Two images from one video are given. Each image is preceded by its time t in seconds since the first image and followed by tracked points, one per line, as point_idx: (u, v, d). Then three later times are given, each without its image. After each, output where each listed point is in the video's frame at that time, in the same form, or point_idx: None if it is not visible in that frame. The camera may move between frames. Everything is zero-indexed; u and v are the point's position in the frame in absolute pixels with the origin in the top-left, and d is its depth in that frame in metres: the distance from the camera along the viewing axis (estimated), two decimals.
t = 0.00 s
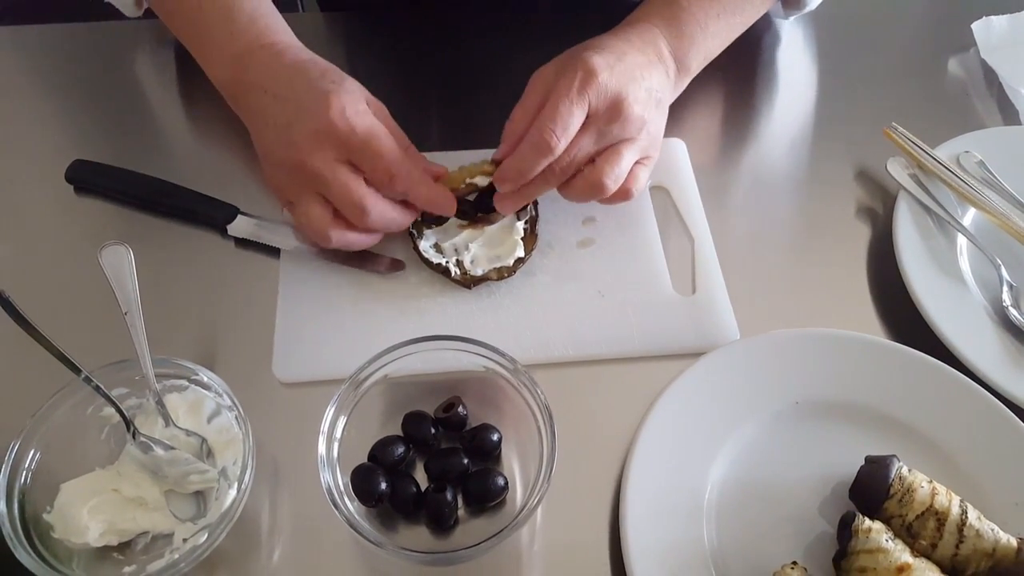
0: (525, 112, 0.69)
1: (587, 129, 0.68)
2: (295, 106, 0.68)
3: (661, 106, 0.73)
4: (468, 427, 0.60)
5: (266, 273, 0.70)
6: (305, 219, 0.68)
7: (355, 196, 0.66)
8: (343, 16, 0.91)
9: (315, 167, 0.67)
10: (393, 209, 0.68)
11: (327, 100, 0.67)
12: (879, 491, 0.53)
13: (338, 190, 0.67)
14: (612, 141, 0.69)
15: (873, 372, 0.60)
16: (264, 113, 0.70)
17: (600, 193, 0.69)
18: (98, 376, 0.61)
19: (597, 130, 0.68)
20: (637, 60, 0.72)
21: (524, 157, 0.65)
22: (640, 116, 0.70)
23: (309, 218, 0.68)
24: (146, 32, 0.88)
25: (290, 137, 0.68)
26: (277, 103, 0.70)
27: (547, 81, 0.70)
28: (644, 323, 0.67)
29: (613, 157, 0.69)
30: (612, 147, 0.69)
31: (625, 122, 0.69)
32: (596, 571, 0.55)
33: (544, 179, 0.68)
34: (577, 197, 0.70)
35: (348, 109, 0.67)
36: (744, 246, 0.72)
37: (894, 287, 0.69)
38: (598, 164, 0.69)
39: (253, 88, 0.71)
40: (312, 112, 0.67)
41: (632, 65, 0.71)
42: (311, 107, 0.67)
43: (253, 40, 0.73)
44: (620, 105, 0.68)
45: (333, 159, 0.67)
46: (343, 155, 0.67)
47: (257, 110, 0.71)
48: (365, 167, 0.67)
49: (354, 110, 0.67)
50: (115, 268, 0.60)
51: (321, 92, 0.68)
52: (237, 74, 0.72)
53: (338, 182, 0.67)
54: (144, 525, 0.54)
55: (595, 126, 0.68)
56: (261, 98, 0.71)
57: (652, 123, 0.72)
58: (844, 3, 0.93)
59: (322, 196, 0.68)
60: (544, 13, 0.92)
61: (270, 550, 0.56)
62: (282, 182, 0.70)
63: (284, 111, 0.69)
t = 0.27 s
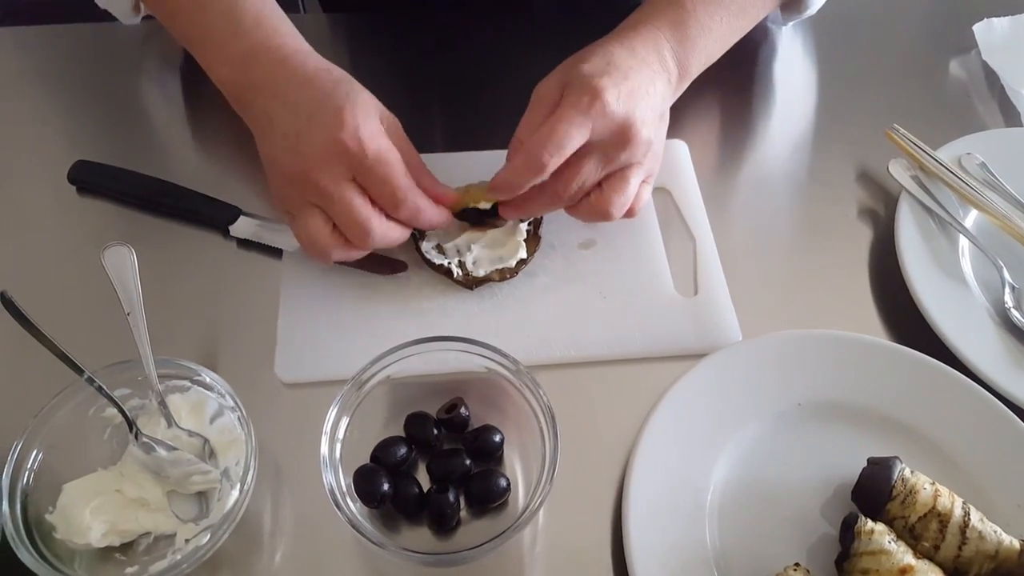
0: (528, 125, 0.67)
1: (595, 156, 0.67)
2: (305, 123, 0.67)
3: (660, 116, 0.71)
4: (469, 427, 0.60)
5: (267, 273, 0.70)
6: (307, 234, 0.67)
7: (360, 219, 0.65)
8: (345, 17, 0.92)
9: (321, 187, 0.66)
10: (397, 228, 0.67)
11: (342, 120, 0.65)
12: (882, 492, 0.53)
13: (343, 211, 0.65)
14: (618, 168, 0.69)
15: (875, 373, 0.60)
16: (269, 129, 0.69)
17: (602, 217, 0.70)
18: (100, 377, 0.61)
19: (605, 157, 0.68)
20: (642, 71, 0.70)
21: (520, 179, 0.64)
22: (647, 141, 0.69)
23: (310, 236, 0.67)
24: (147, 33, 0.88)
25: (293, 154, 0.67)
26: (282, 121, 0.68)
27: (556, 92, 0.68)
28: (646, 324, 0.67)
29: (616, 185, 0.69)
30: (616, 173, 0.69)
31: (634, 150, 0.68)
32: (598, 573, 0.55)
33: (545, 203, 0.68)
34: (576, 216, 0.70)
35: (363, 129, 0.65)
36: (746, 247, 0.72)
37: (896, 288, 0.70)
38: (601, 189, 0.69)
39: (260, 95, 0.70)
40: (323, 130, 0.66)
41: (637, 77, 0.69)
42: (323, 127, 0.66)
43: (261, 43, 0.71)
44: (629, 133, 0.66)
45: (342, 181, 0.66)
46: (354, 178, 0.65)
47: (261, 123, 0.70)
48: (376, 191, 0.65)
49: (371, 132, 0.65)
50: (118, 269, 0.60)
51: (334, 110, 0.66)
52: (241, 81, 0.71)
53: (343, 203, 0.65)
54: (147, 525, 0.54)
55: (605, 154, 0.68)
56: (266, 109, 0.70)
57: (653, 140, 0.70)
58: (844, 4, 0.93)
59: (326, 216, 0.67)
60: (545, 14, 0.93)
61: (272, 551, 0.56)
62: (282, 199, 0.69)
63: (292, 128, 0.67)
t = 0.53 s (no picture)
0: (530, 142, 0.70)
1: (603, 170, 0.67)
2: (319, 80, 0.71)
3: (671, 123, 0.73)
4: (471, 428, 0.60)
5: (269, 274, 0.70)
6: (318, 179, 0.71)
7: (355, 151, 0.67)
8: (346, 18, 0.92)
9: (326, 129, 0.69)
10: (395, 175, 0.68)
11: (352, 75, 0.71)
12: (884, 494, 0.53)
13: (339, 144, 0.68)
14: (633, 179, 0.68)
15: (876, 374, 0.60)
16: (286, 90, 0.72)
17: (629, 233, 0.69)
18: (101, 378, 0.61)
19: (614, 165, 0.68)
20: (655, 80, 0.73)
21: (525, 201, 0.67)
22: (655, 148, 0.70)
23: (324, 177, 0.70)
24: (148, 34, 0.88)
25: (304, 105, 0.71)
26: (298, 78, 0.72)
27: (554, 109, 0.70)
28: (647, 326, 0.67)
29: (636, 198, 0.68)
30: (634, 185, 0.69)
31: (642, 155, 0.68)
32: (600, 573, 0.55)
33: (570, 224, 0.67)
34: (603, 237, 0.70)
35: (371, 83, 0.71)
36: (748, 249, 0.72)
37: (898, 289, 0.69)
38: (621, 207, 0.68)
39: (270, 87, 0.73)
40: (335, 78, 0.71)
41: (649, 88, 0.72)
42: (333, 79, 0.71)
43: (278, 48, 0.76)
44: (632, 142, 0.68)
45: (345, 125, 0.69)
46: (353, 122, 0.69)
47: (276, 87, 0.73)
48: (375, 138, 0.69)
49: (384, 84, 0.71)
50: (120, 270, 0.60)
51: (351, 67, 0.71)
52: (254, 86, 0.74)
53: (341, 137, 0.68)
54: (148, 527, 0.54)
55: (614, 163, 0.68)
56: (281, 90, 0.72)
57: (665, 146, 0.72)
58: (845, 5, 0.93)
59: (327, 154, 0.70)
60: (546, 15, 0.93)
61: (273, 552, 0.56)
62: (297, 156, 0.72)
63: (305, 85, 0.72)
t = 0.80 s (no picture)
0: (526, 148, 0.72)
1: (585, 139, 0.68)
2: (336, 100, 0.69)
3: (680, 126, 0.73)
4: (470, 429, 0.60)
5: (268, 274, 0.70)
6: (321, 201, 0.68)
7: (367, 179, 0.65)
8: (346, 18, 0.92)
9: (339, 152, 0.67)
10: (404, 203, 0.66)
11: (370, 102, 0.68)
12: (882, 494, 0.53)
13: (350, 170, 0.66)
14: (619, 146, 0.68)
15: (875, 375, 0.60)
16: (298, 105, 0.70)
17: (619, 201, 0.67)
18: (100, 378, 0.61)
19: (596, 133, 0.68)
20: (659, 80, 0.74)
21: (517, 185, 0.68)
22: (643, 124, 0.70)
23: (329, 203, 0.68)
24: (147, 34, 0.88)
25: (316, 123, 0.69)
26: (311, 94, 0.71)
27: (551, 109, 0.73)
28: (647, 326, 0.67)
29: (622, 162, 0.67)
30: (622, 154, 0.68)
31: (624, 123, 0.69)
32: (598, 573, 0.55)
33: (554, 193, 0.66)
34: (599, 216, 0.68)
35: (389, 112, 0.68)
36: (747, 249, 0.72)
37: (897, 290, 0.69)
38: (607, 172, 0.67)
39: (280, 102, 0.71)
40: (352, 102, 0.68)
41: (643, 84, 0.73)
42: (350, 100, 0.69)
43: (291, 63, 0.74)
44: (614, 115, 0.69)
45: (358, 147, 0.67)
46: (370, 149, 0.67)
47: (286, 97, 0.71)
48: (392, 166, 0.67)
49: (399, 112, 0.69)
50: (118, 270, 0.60)
51: (371, 90, 0.69)
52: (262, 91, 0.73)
53: (353, 163, 0.66)
54: (146, 526, 0.54)
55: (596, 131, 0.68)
56: (289, 99, 0.71)
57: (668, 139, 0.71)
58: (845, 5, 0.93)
59: (335, 177, 0.68)
60: (546, 16, 0.93)
61: (272, 552, 0.56)
62: (301, 173, 0.70)
63: (317, 100, 0.70)
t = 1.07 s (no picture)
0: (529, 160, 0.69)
1: (591, 174, 0.66)
2: (336, 148, 0.66)
3: (686, 141, 0.71)
4: (470, 429, 0.61)
5: (269, 274, 0.70)
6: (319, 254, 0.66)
7: (367, 245, 0.63)
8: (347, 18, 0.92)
9: (341, 211, 0.65)
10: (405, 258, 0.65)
11: (371, 155, 0.65)
12: (883, 495, 0.53)
13: (350, 231, 0.64)
14: (624, 183, 0.66)
15: (875, 376, 0.60)
16: (296, 142, 0.67)
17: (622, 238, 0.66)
18: (102, 377, 0.61)
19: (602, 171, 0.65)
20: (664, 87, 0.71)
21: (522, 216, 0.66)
22: (649, 155, 0.67)
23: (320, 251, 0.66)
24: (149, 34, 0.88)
25: (316, 169, 0.66)
26: (310, 136, 0.67)
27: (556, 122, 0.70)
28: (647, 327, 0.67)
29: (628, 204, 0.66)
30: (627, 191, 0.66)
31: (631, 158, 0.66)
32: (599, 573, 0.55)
33: (558, 233, 0.65)
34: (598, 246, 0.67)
35: (390, 168, 0.64)
36: (748, 250, 0.72)
37: (898, 290, 0.69)
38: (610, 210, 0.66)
39: (274, 124, 0.68)
40: (355, 156, 0.65)
41: (655, 101, 0.70)
42: (350, 153, 0.65)
43: (286, 81, 0.69)
44: (623, 148, 0.66)
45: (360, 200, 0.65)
46: (371, 209, 0.64)
47: (283, 123, 0.68)
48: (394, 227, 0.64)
49: (406, 166, 0.65)
50: (120, 270, 0.60)
51: (372, 141, 0.65)
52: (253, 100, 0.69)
53: (354, 225, 0.64)
54: (148, 525, 0.54)
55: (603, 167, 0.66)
56: (288, 131, 0.68)
57: (673, 160, 0.69)
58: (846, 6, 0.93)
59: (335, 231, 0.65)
60: (548, 17, 0.93)
61: (273, 551, 0.56)
62: (301, 205, 0.68)
63: (315, 139, 0.67)
